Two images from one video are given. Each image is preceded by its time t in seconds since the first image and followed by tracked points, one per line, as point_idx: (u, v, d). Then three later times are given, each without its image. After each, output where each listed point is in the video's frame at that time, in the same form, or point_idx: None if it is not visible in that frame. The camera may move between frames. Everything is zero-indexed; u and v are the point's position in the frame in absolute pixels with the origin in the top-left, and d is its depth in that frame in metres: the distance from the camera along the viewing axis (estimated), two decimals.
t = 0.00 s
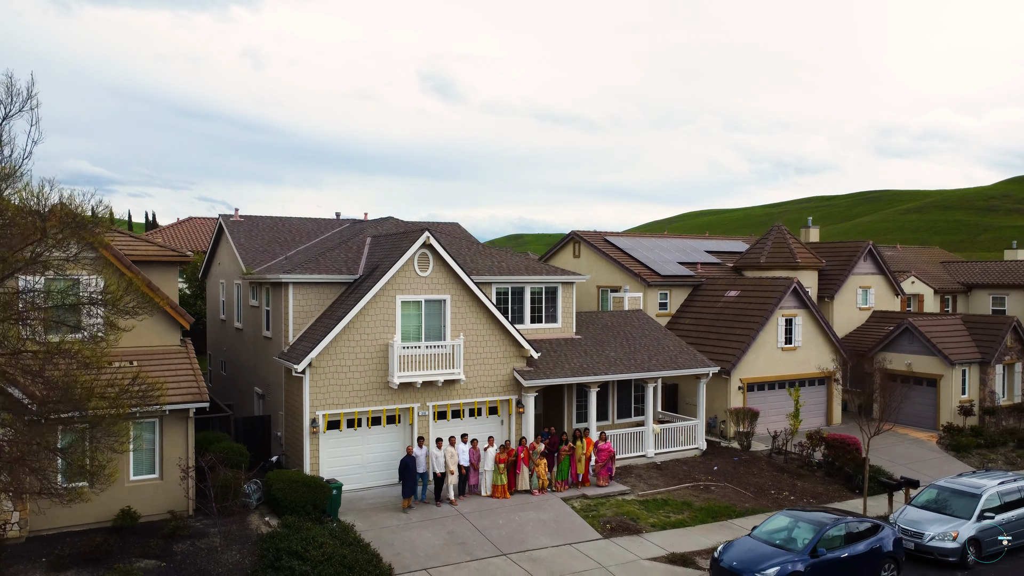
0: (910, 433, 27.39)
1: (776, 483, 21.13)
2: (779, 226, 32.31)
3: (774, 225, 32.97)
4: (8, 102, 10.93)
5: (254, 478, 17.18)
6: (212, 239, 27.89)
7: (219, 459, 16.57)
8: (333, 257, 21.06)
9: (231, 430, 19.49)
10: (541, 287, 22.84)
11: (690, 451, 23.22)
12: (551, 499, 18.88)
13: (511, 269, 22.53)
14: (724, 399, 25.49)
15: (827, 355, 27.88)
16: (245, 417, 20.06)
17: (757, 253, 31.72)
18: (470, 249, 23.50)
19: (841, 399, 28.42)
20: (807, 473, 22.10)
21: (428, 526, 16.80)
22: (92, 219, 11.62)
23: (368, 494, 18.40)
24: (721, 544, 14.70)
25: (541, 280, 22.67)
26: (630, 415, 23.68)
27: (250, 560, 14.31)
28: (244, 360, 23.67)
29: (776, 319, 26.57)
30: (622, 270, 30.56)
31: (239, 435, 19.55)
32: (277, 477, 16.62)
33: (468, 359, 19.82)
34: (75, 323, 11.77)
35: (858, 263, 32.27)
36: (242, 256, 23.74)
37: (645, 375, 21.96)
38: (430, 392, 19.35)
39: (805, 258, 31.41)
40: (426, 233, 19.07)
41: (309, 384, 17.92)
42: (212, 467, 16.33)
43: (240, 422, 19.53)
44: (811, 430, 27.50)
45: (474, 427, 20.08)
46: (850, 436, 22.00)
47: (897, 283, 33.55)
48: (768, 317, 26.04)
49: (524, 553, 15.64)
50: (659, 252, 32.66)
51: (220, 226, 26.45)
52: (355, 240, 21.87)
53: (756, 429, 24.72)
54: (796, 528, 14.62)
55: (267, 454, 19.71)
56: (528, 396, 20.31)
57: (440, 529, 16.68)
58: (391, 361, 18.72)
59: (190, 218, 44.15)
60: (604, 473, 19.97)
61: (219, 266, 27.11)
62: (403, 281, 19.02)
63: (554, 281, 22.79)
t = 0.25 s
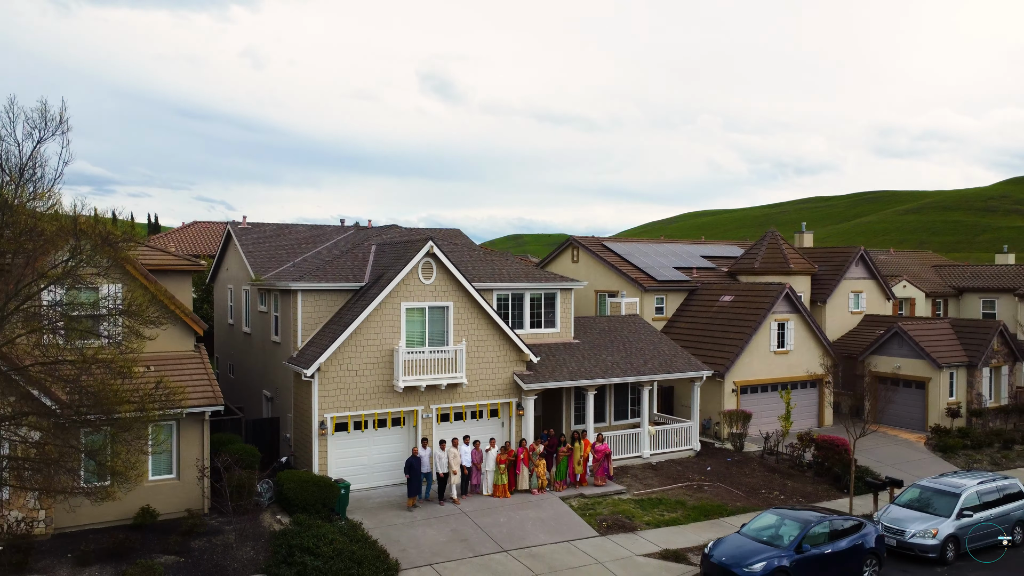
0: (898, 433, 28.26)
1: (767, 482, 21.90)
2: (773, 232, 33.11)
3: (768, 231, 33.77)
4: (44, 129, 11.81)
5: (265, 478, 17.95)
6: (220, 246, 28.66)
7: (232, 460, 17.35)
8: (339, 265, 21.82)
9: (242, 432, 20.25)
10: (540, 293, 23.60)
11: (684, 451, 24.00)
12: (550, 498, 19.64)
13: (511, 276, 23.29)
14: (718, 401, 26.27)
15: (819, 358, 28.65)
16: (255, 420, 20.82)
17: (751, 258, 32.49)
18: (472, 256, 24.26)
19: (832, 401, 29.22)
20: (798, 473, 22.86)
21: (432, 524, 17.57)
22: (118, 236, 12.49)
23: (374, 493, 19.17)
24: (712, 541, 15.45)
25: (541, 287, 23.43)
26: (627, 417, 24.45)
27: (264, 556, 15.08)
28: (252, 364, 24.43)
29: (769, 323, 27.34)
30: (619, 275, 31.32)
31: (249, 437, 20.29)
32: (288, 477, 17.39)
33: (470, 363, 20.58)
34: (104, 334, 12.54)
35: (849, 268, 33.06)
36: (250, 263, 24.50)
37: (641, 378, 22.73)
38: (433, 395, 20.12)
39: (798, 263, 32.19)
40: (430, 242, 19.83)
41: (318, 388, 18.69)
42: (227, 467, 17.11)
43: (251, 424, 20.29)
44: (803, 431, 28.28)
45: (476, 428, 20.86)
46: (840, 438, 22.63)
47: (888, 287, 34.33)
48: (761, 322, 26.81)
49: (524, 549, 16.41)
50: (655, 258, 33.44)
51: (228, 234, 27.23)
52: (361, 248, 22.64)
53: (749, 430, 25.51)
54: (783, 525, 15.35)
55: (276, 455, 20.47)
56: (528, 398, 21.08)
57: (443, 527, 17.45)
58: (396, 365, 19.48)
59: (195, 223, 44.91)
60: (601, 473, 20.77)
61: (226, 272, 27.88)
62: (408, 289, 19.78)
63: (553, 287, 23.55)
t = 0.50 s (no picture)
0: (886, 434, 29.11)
1: (758, 482, 22.66)
2: (767, 238, 33.90)
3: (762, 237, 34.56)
4: (72, 151, 12.43)
5: (276, 479, 18.72)
6: (228, 252, 29.44)
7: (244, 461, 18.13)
8: (346, 272, 22.60)
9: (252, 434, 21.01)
10: (540, 299, 24.38)
11: (679, 452, 24.78)
12: (549, 497, 20.41)
13: (511, 283, 24.06)
14: (713, 403, 27.05)
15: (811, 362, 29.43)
16: (264, 421, 21.61)
17: (746, 263, 33.28)
18: (473, 263, 25.03)
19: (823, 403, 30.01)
20: (788, 473, 23.63)
21: (436, 522, 18.35)
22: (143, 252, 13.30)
23: (379, 493, 19.94)
24: (703, 538, 16.23)
25: (540, 293, 24.21)
26: (623, 419, 25.22)
27: (277, 552, 15.86)
28: (260, 368, 25.20)
29: (762, 327, 28.12)
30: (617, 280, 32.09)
31: (259, 438, 21.08)
32: (298, 477, 18.17)
33: (471, 368, 21.36)
34: (127, 343, 13.36)
35: (842, 273, 33.84)
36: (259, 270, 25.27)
37: (637, 382, 23.51)
38: (436, 398, 20.90)
39: (792, 268, 32.97)
40: (433, 251, 20.61)
41: (326, 392, 19.45)
42: (239, 468, 17.88)
43: (260, 426, 21.05)
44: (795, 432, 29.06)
45: (477, 430, 21.63)
46: (829, 439, 23.48)
47: (880, 292, 35.11)
48: (754, 326, 27.58)
49: (524, 546, 17.18)
50: (652, 262, 34.22)
51: (236, 241, 28.01)
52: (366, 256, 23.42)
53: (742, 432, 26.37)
54: (771, 523, 16.13)
55: (285, 456, 21.24)
56: (528, 401, 21.85)
57: (447, 524, 18.22)
58: (401, 370, 20.26)
59: (200, 227, 45.69)
60: (598, 472, 21.58)
61: (234, 277, 28.67)
62: (412, 296, 20.56)
63: (552, 294, 24.34)
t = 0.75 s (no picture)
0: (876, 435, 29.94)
1: (750, 482, 23.44)
2: (761, 244, 34.69)
3: (757, 243, 35.34)
4: (100, 171, 13.10)
5: (286, 479, 19.50)
6: (235, 259, 30.22)
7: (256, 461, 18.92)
8: (352, 279, 23.37)
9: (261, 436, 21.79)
10: (539, 305, 25.15)
11: (674, 453, 25.56)
12: (547, 497, 21.18)
13: (512, 289, 24.83)
14: (707, 406, 27.83)
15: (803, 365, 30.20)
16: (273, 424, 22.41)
17: (740, 269, 34.06)
18: (474, 270, 25.80)
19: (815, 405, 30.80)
20: (780, 474, 24.40)
21: (439, 520, 19.14)
22: (165, 265, 14.04)
23: (384, 493, 20.72)
24: (696, 535, 16.99)
25: (539, 299, 24.98)
26: (620, 421, 26.00)
27: (288, 549, 16.61)
28: (267, 371, 25.96)
29: (756, 332, 28.89)
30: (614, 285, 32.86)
31: (268, 440, 21.86)
32: (308, 477, 18.95)
33: (473, 372, 22.13)
34: (150, 351, 14.18)
35: (834, 277, 34.63)
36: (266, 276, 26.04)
37: (633, 385, 24.28)
38: (439, 401, 21.66)
39: (785, 273, 33.74)
40: (437, 260, 21.39)
41: (333, 395, 20.22)
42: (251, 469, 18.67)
43: (269, 429, 21.83)
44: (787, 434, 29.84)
45: (479, 432, 22.41)
46: (818, 440, 24.32)
47: (872, 296, 35.89)
48: (747, 331, 28.36)
49: (524, 544, 17.96)
50: (649, 268, 35.01)
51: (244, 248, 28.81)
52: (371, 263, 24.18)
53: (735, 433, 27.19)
54: (760, 521, 16.89)
55: (293, 457, 22.00)
56: (527, 404, 22.62)
57: (450, 523, 19.01)
58: (405, 374, 21.02)
59: (205, 232, 46.49)
60: (595, 473, 22.40)
61: (241, 283, 29.46)
62: (416, 303, 21.33)
63: (551, 300, 25.11)
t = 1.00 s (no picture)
0: (866, 437, 30.74)
1: (743, 483, 24.22)
2: (755, 250, 35.50)
3: (751, 248, 36.14)
4: (123, 189, 13.86)
5: (295, 480, 20.30)
6: (242, 265, 31.02)
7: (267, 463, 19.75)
8: (357, 286, 24.16)
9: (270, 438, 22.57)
10: (538, 311, 25.94)
11: (669, 455, 26.35)
12: (546, 497, 21.97)
13: (512, 296, 25.62)
14: (702, 408, 28.62)
15: (796, 368, 31.00)
16: (282, 427, 23.21)
17: (735, 274, 34.86)
18: (475, 277, 26.59)
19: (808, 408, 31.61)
20: (771, 474, 25.20)
21: (442, 519, 19.93)
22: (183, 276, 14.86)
23: (389, 493, 21.52)
24: (688, 534, 17.77)
25: (539, 305, 25.77)
26: (617, 423, 26.79)
27: (299, 547, 17.41)
28: (274, 375, 26.75)
29: (749, 336, 29.68)
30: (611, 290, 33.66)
31: (277, 442, 22.66)
32: (316, 478, 19.75)
33: (474, 376, 22.91)
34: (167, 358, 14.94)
35: (827, 282, 35.42)
36: (273, 283, 26.83)
37: (630, 389, 25.07)
38: (442, 405, 22.45)
39: (779, 278, 34.54)
40: (439, 269, 22.16)
41: (340, 400, 21.00)
42: (263, 470, 19.49)
43: (278, 431, 22.61)
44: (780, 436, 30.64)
45: (480, 435, 23.20)
46: (808, 442, 24.91)
47: (864, 300, 36.69)
48: (741, 336, 29.15)
49: (523, 542, 18.75)
50: (646, 273, 35.80)
51: (251, 254, 29.61)
52: (376, 271, 24.98)
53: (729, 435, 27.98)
54: (749, 520, 17.68)
55: (301, 459, 22.78)
56: (527, 408, 23.41)
57: (453, 522, 19.80)
58: (409, 379, 21.81)
59: (209, 236, 47.29)
60: (592, 473, 23.19)
61: (248, 288, 30.26)
62: (419, 310, 22.11)
63: (550, 306, 25.90)
